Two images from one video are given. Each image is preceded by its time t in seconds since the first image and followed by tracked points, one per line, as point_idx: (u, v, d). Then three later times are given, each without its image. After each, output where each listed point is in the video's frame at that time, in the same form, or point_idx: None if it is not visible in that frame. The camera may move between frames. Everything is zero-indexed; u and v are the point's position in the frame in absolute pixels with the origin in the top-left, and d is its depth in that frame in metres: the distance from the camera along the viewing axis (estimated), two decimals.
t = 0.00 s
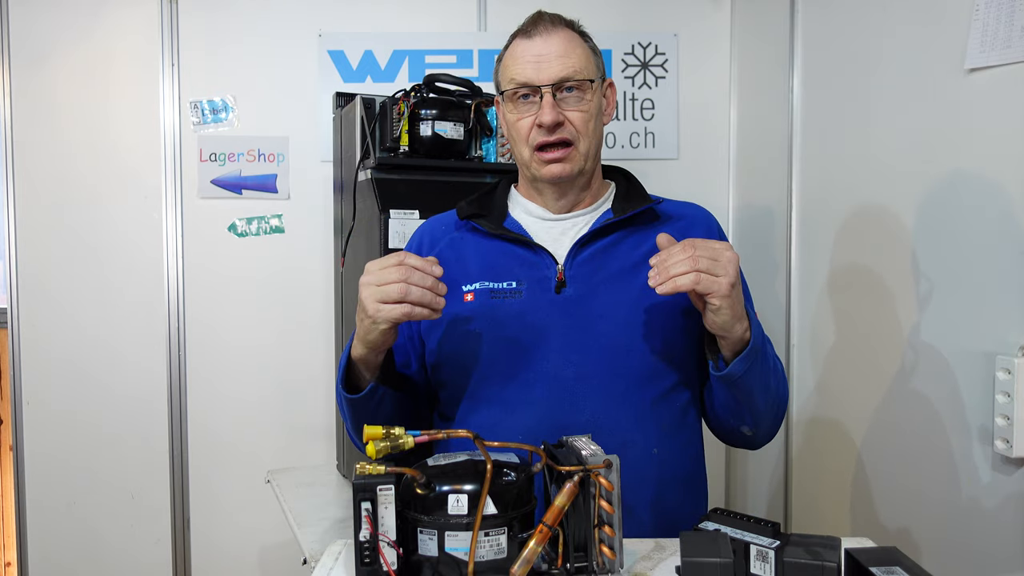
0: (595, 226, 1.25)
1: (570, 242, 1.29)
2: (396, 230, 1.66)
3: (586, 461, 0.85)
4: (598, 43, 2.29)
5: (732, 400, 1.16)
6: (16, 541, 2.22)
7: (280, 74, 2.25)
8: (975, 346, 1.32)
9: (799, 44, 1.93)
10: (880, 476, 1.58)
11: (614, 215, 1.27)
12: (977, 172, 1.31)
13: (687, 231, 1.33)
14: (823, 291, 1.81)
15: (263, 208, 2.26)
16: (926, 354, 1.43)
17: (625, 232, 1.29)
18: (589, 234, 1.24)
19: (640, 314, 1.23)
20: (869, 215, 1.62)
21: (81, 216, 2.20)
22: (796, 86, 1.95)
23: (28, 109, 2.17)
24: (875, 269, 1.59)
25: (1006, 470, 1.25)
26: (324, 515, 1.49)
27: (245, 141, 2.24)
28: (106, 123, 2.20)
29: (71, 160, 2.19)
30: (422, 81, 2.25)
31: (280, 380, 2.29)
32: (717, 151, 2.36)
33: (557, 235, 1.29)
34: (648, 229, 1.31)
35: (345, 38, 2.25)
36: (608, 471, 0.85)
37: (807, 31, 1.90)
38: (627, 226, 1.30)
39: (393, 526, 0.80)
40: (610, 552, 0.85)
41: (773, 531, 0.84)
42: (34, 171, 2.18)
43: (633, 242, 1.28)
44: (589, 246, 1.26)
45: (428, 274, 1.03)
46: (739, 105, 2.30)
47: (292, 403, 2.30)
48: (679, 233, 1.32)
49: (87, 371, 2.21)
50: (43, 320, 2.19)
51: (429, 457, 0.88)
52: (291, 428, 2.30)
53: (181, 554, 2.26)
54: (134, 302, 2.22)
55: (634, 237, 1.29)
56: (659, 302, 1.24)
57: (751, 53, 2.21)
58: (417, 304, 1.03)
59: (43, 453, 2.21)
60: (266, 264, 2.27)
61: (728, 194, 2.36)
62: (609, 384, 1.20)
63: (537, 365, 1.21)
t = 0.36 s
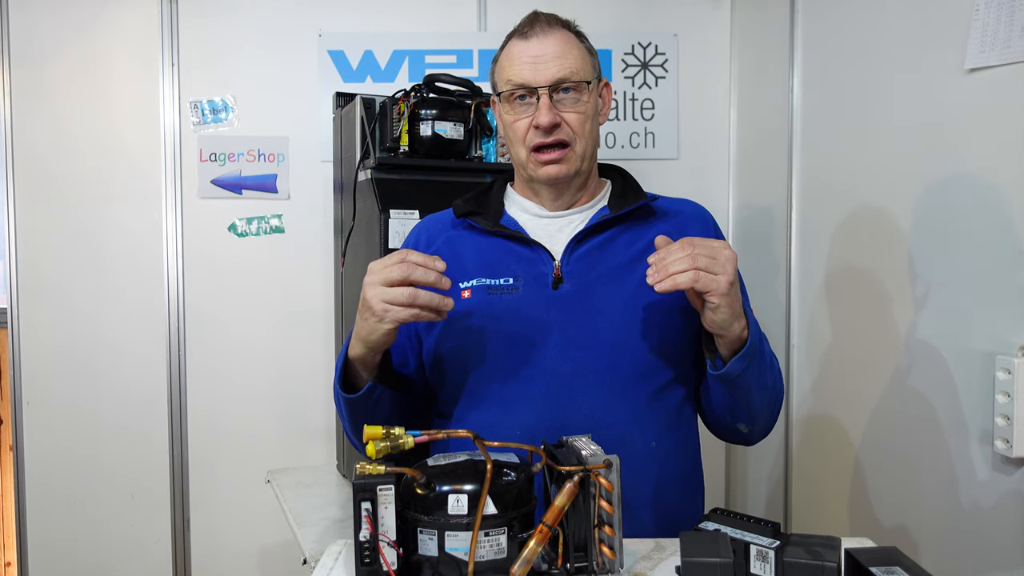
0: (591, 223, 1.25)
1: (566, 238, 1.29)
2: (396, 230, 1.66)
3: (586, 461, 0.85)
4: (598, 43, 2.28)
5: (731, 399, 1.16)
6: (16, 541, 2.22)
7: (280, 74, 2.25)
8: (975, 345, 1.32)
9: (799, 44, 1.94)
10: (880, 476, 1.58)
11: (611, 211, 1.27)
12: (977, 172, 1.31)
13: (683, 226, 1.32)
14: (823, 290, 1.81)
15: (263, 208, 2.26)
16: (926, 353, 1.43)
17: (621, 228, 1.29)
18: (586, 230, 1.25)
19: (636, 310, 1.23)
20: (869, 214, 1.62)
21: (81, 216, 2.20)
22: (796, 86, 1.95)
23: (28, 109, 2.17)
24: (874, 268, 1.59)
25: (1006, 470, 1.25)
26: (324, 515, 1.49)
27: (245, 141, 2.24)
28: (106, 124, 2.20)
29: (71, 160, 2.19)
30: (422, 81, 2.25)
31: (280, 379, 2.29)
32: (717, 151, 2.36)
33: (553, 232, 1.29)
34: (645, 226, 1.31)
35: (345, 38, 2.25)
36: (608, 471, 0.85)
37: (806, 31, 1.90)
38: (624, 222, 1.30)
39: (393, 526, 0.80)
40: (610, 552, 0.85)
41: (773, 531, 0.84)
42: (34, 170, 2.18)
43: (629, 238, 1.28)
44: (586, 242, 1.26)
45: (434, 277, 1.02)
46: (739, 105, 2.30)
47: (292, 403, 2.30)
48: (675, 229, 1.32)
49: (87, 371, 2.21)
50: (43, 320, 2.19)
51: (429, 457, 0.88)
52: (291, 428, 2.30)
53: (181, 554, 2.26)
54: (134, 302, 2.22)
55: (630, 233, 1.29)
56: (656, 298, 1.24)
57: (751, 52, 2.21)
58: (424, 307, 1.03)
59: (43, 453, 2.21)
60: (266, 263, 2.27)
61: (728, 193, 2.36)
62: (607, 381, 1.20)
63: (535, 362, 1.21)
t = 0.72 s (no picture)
0: (586, 220, 1.26)
1: (563, 236, 1.30)
2: (396, 230, 1.66)
3: (586, 462, 0.85)
4: (598, 43, 2.28)
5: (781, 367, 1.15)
6: (16, 541, 2.22)
7: (280, 74, 2.25)
8: (975, 345, 1.32)
9: (799, 44, 1.94)
10: (880, 476, 1.58)
11: (605, 209, 1.27)
12: (977, 172, 1.31)
13: (678, 221, 1.32)
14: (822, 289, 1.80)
15: (263, 207, 2.26)
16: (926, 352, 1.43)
17: (616, 225, 1.29)
18: (581, 227, 1.25)
19: (633, 307, 1.23)
20: (868, 214, 1.62)
21: (81, 216, 2.20)
22: (796, 86, 1.95)
23: (28, 109, 2.17)
24: (874, 268, 1.58)
25: (1007, 470, 1.25)
26: (324, 515, 1.49)
27: (245, 141, 2.24)
28: (106, 124, 2.20)
29: (72, 160, 2.19)
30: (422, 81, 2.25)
31: (280, 379, 2.29)
32: (717, 151, 2.36)
33: (550, 230, 1.30)
34: (641, 221, 1.30)
35: (345, 37, 2.25)
36: (608, 471, 0.85)
37: (806, 31, 1.90)
38: (619, 218, 1.29)
39: (393, 526, 0.81)
40: (610, 552, 0.85)
41: (774, 531, 0.84)
42: (34, 170, 2.18)
43: (625, 234, 1.28)
44: (582, 239, 1.26)
45: (444, 280, 1.02)
46: (739, 105, 2.30)
47: (292, 402, 2.30)
48: (670, 224, 1.31)
49: (87, 371, 2.21)
50: (43, 321, 2.19)
51: (429, 457, 0.88)
52: (291, 428, 2.30)
53: (181, 554, 2.26)
54: (134, 302, 2.22)
55: (626, 229, 1.29)
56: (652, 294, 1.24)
57: (751, 52, 2.20)
58: (429, 307, 1.03)
59: (43, 453, 2.21)
60: (266, 263, 2.27)
61: (729, 193, 2.36)
62: (606, 378, 1.20)
63: (534, 359, 1.21)
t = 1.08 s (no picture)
0: (590, 217, 1.25)
1: (567, 233, 1.30)
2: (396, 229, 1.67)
3: (586, 461, 0.85)
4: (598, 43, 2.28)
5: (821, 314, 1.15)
6: (16, 541, 2.22)
7: (280, 74, 2.25)
8: (975, 345, 1.32)
9: (799, 44, 1.93)
10: (881, 475, 1.58)
11: (608, 205, 1.27)
12: (976, 172, 1.31)
13: (679, 211, 1.32)
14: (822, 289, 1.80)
15: (263, 208, 2.26)
16: (926, 352, 1.43)
17: (620, 218, 1.28)
18: (586, 225, 1.25)
19: (639, 302, 1.23)
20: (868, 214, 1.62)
21: (81, 216, 2.20)
22: (796, 86, 1.95)
23: (28, 109, 2.17)
24: (874, 268, 1.58)
25: (1006, 471, 1.25)
26: (324, 515, 1.49)
27: (245, 141, 2.24)
28: (106, 124, 2.20)
29: (71, 160, 2.19)
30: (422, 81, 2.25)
31: (280, 379, 2.29)
32: (717, 151, 2.36)
33: (554, 226, 1.30)
34: (643, 213, 1.30)
35: (345, 38, 2.25)
36: (608, 471, 0.85)
37: (806, 31, 1.90)
38: (620, 212, 1.29)
39: (393, 526, 0.80)
40: (610, 552, 0.85)
41: (774, 531, 0.84)
42: (34, 170, 2.18)
43: (629, 228, 1.28)
44: (587, 235, 1.26)
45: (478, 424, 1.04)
46: (739, 105, 2.30)
47: (292, 402, 2.30)
48: (672, 215, 1.31)
49: (87, 371, 2.21)
50: (42, 321, 2.19)
51: (429, 457, 0.88)
52: (291, 428, 2.30)
53: (181, 554, 2.26)
54: (133, 302, 2.22)
55: (629, 222, 1.28)
56: (658, 288, 1.24)
57: (751, 52, 2.20)
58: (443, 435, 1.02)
59: (43, 453, 2.21)
60: (266, 263, 2.27)
61: (729, 193, 2.36)
62: (613, 373, 1.21)
63: (542, 356, 1.22)
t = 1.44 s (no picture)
0: (586, 220, 1.25)
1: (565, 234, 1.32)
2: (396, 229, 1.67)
3: (586, 461, 0.85)
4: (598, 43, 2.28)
5: (821, 313, 1.12)
6: (16, 541, 2.22)
7: (280, 74, 2.25)
8: (975, 345, 1.32)
9: (799, 44, 1.93)
10: (880, 475, 1.58)
11: (604, 207, 1.27)
12: (976, 172, 1.32)
13: (673, 213, 1.32)
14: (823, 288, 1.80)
15: (263, 208, 2.26)
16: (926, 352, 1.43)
17: (614, 221, 1.29)
18: (581, 228, 1.25)
19: (635, 304, 1.23)
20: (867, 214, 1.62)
21: (81, 216, 2.20)
22: (796, 86, 1.95)
23: (28, 109, 2.17)
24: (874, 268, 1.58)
25: (1006, 470, 1.25)
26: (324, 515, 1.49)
27: (245, 141, 2.24)
28: (106, 124, 2.20)
29: (71, 160, 2.19)
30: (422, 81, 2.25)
31: (280, 379, 2.29)
32: (717, 150, 2.36)
33: (552, 228, 1.31)
34: (637, 216, 1.30)
35: (345, 37, 2.25)
36: (608, 471, 0.85)
37: (807, 30, 1.90)
38: (616, 215, 1.29)
39: (393, 526, 0.80)
40: (610, 552, 0.85)
41: (774, 531, 0.84)
42: (34, 170, 2.18)
43: (623, 231, 1.28)
44: (583, 239, 1.26)
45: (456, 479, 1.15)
46: (739, 105, 2.30)
47: (292, 402, 2.30)
48: (666, 217, 1.31)
49: (87, 371, 2.21)
50: (42, 321, 2.19)
51: (429, 457, 0.88)
52: (291, 427, 2.30)
53: (181, 554, 2.26)
54: (133, 303, 2.22)
55: (624, 225, 1.29)
56: (654, 289, 1.24)
57: (751, 52, 2.20)
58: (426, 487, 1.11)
59: (43, 453, 2.20)
60: (266, 263, 2.27)
61: (729, 193, 2.36)
62: (610, 374, 1.21)
63: (539, 359, 1.21)
